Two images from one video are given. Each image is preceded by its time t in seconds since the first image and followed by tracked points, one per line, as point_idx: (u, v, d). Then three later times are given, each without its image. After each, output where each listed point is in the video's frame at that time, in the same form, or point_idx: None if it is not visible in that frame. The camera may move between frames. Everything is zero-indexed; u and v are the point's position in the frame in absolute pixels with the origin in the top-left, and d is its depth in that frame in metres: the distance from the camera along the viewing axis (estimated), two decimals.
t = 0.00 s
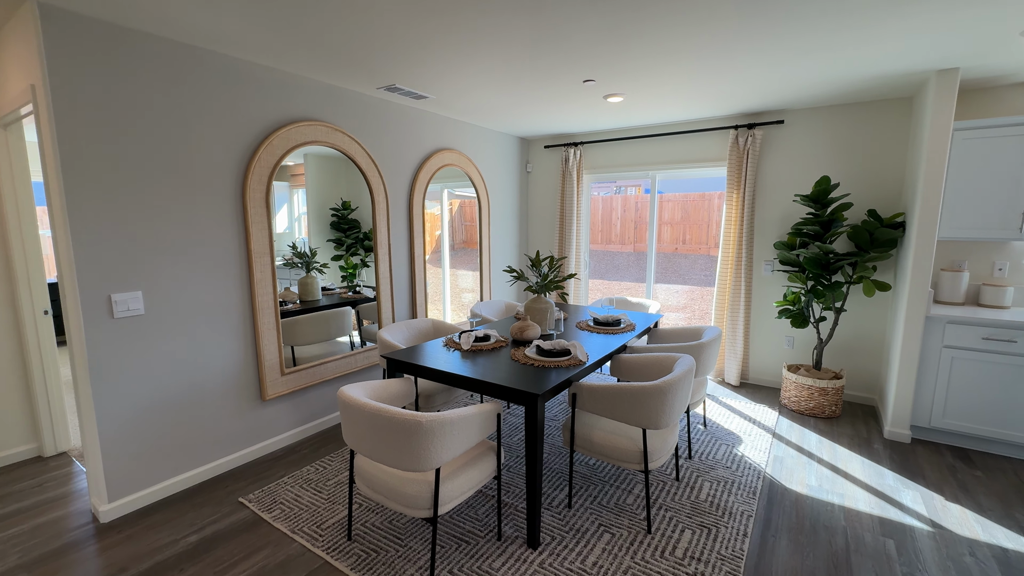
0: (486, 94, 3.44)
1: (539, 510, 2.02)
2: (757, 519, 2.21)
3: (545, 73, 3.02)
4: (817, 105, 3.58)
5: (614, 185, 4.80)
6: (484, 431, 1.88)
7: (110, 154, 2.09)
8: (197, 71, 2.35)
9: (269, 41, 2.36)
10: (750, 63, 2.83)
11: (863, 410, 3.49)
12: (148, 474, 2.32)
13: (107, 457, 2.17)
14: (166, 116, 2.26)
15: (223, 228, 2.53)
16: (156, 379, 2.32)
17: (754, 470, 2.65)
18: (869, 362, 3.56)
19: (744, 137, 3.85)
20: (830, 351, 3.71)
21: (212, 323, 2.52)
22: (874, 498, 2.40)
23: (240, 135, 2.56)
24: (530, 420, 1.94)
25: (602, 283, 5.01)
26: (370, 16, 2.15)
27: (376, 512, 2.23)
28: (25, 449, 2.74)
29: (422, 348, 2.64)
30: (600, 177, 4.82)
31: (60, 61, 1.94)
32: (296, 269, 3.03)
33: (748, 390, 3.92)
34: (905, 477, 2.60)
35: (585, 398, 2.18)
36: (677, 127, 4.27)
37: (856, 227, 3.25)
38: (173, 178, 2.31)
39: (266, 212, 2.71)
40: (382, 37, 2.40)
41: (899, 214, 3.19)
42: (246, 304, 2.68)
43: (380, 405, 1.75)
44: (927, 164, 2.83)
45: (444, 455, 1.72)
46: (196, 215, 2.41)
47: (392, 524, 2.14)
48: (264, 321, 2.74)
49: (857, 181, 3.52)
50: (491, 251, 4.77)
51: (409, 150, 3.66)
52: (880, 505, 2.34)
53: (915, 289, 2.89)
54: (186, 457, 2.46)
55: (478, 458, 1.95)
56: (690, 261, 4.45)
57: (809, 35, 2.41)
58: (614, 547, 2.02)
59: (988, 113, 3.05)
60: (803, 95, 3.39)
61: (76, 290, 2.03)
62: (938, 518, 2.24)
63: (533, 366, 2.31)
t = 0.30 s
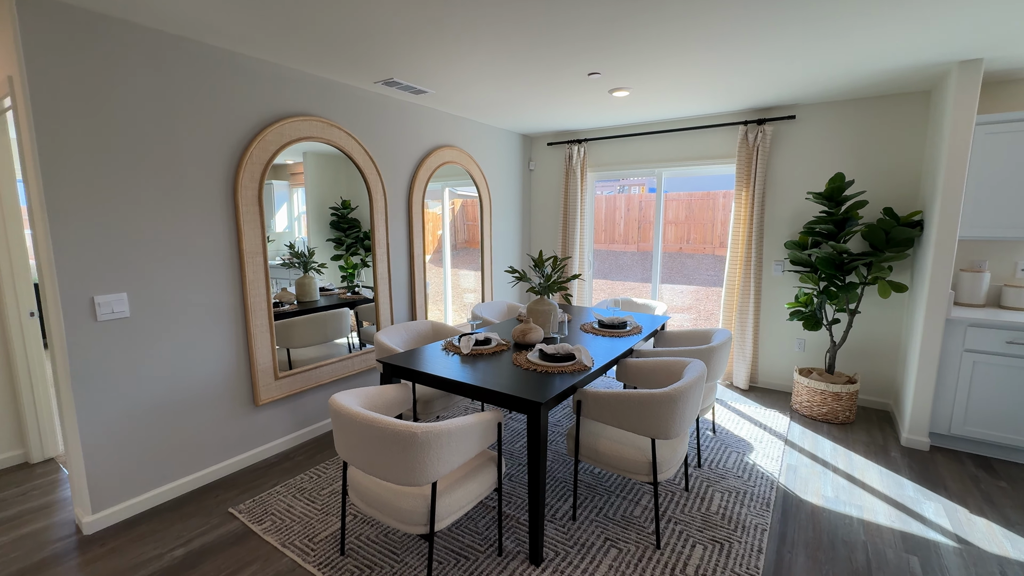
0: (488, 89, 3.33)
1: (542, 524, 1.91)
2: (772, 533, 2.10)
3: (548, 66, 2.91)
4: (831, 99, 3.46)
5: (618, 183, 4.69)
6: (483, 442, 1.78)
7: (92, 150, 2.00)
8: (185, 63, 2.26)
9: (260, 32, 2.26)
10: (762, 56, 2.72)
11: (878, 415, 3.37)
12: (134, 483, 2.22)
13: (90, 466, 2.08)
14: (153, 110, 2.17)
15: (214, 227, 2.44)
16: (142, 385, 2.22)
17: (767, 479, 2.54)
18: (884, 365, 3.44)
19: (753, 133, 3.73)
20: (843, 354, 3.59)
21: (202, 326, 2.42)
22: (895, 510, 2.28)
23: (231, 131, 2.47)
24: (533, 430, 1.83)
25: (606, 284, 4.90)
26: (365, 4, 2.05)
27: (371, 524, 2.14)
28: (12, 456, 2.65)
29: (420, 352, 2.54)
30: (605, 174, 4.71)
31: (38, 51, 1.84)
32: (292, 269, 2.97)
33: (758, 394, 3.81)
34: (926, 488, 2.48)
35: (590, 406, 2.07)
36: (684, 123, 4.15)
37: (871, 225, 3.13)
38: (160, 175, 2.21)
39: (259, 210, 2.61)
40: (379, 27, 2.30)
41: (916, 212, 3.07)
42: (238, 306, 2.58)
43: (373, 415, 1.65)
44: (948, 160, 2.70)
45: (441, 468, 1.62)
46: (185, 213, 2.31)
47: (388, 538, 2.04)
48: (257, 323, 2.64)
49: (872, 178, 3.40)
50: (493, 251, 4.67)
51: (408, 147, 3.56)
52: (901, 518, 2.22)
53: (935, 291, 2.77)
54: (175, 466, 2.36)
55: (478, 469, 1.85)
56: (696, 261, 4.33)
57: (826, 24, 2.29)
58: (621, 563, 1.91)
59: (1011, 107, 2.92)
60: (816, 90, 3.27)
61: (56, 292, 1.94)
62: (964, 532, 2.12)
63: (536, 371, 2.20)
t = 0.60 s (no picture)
0: (490, 84, 3.24)
1: (546, 537, 1.82)
2: (787, 546, 2.00)
3: (553, 60, 2.81)
4: (845, 94, 3.35)
5: (624, 181, 4.59)
6: (484, 452, 1.69)
7: (79, 146, 1.93)
8: (177, 57, 2.18)
9: (254, 24, 2.18)
10: (775, 48, 2.61)
11: (893, 421, 3.26)
12: (124, 490, 2.16)
13: (78, 473, 2.01)
14: (144, 105, 2.10)
15: (207, 226, 2.36)
16: (133, 389, 2.15)
17: (780, 489, 2.44)
18: (900, 369, 3.33)
19: (764, 129, 3.62)
20: (857, 357, 3.48)
21: (195, 328, 2.35)
22: (915, 523, 2.17)
23: (226, 126, 2.39)
24: (536, 438, 1.75)
25: (611, 284, 4.80)
26: None
27: (368, 534, 2.06)
28: (3, 459, 2.60)
29: (420, 355, 2.46)
30: (610, 172, 4.61)
31: (23, 43, 1.77)
32: (292, 269, 2.90)
33: (768, 398, 3.70)
34: (947, 498, 2.37)
35: (596, 413, 1.98)
36: (693, 119, 4.05)
37: (887, 224, 3.02)
38: (151, 172, 2.14)
39: (254, 209, 2.54)
40: (378, 20, 2.21)
41: (935, 210, 2.95)
42: (233, 307, 2.51)
43: (368, 423, 1.57)
44: (970, 156, 2.59)
45: (439, 480, 1.53)
46: (177, 212, 2.24)
47: (385, 549, 1.96)
48: (252, 325, 2.57)
49: (888, 175, 3.29)
50: (496, 250, 4.58)
51: (409, 143, 3.48)
52: (922, 531, 2.12)
53: (956, 292, 2.66)
54: (168, 472, 2.29)
55: (478, 480, 1.76)
56: (703, 260, 4.23)
57: (845, 13, 2.18)
58: None
59: None
60: (830, 84, 3.16)
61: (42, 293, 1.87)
62: (990, 547, 2.02)
63: (539, 376, 2.11)
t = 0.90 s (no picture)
0: (493, 80, 3.16)
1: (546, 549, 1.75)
2: (798, 560, 1.92)
3: (556, 55, 2.73)
4: (858, 89, 3.24)
5: (631, 180, 4.50)
6: (482, 461, 1.62)
7: (68, 144, 1.88)
8: (170, 52, 2.13)
9: (248, 18, 2.12)
10: (787, 42, 2.52)
11: (908, 427, 3.15)
12: (116, 496, 2.11)
13: (68, 478, 1.97)
14: (136, 101, 2.05)
15: (202, 225, 2.31)
16: (124, 392, 2.10)
17: (791, 498, 2.35)
18: (916, 373, 3.22)
19: (774, 125, 3.53)
20: (871, 361, 3.38)
21: (190, 330, 2.31)
22: (933, 535, 2.08)
23: (220, 124, 2.34)
24: (536, 447, 1.68)
25: (616, 284, 4.72)
26: None
27: (363, 543, 2.00)
28: None
29: (419, 358, 2.39)
30: (616, 170, 4.52)
31: (10, 37, 1.73)
32: (292, 269, 2.86)
33: (778, 403, 3.61)
34: (966, 510, 2.27)
35: (599, 420, 1.91)
36: (700, 116, 3.95)
37: (902, 223, 2.92)
38: (144, 170, 2.09)
39: (250, 208, 2.48)
40: (375, 14, 2.15)
41: (953, 209, 2.85)
42: (229, 309, 2.46)
43: (361, 431, 1.50)
44: (990, 153, 2.48)
45: (434, 492, 1.47)
46: (170, 212, 2.19)
47: (381, 559, 1.90)
48: (248, 327, 2.52)
49: (904, 172, 3.18)
50: (499, 250, 4.51)
51: (410, 141, 3.42)
52: (940, 545, 2.03)
53: (976, 295, 2.55)
54: (161, 476, 2.25)
55: (476, 490, 1.70)
56: (711, 260, 4.14)
57: (861, 4, 2.08)
58: None
59: None
60: (843, 78, 3.06)
61: (30, 295, 1.83)
62: (1013, 563, 1.92)
63: (540, 381, 2.04)
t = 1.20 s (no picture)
0: (493, 77, 3.10)
1: (541, 561, 1.70)
2: (805, 574, 1.84)
3: (556, 51, 2.66)
4: (870, 85, 3.15)
5: (636, 180, 4.41)
6: (473, 470, 1.57)
7: (57, 144, 1.85)
8: (162, 50, 2.10)
9: (240, 16, 2.08)
10: (796, 37, 2.44)
11: (920, 434, 3.05)
12: (107, 500, 2.09)
13: (58, 483, 1.94)
14: (128, 101, 2.02)
15: (195, 227, 2.28)
16: (115, 396, 2.08)
17: (798, 509, 2.27)
18: (929, 378, 3.12)
19: (782, 123, 3.44)
20: (882, 365, 3.27)
21: (182, 332, 2.28)
22: (947, 550, 2.00)
23: (214, 123, 2.30)
24: (529, 457, 1.62)
25: (621, 284, 4.64)
26: None
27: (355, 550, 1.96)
28: None
29: (414, 362, 2.34)
30: (620, 170, 4.44)
31: None
32: (291, 269, 2.86)
33: (785, 407, 3.52)
34: (982, 523, 2.18)
35: (596, 428, 1.84)
36: (707, 114, 3.87)
37: (915, 224, 2.82)
38: (134, 171, 2.06)
39: (245, 209, 2.45)
40: (370, 12, 2.10)
41: (969, 209, 2.75)
42: (223, 311, 2.43)
43: (347, 439, 1.46)
44: (1008, 150, 2.38)
45: (421, 504, 1.41)
46: (162, 213, 2.16)
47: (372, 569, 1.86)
48: (243, 329, 2.49)
49: (917, 171, 3.08)
50: (501, 251, 4.45)
51: (409, 141, 3.37)
52: (954, 560, 1.94)
53: (993, 299, 2.45)
54: (154, 480, 2.23)
55: (468, 500, 1.64)
56: (718, 260, 4.05)
57: None
58: None
59: None
60: (854, 74, 2.96)
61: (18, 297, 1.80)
62: None
63: (537, 387, 1.98)
